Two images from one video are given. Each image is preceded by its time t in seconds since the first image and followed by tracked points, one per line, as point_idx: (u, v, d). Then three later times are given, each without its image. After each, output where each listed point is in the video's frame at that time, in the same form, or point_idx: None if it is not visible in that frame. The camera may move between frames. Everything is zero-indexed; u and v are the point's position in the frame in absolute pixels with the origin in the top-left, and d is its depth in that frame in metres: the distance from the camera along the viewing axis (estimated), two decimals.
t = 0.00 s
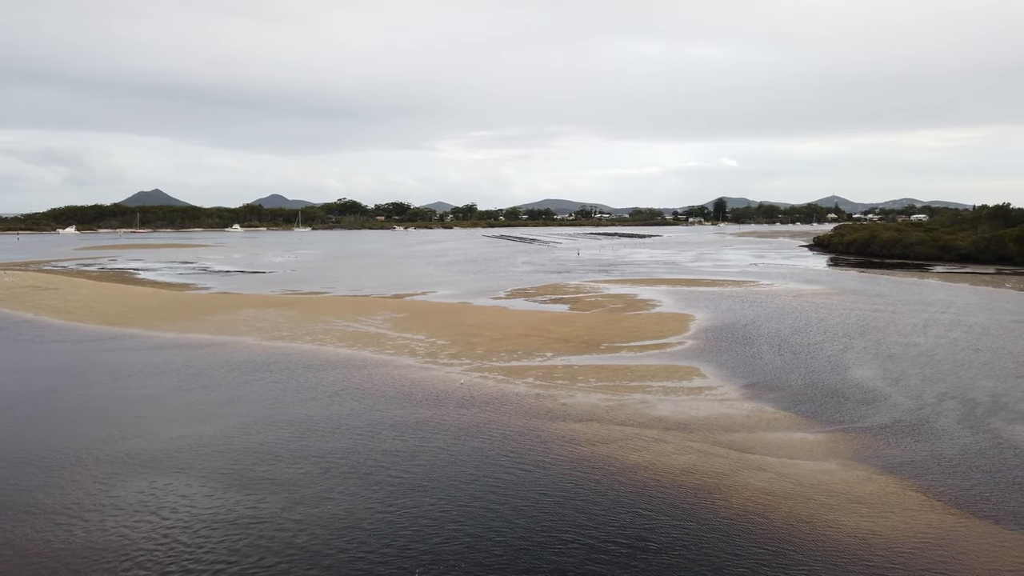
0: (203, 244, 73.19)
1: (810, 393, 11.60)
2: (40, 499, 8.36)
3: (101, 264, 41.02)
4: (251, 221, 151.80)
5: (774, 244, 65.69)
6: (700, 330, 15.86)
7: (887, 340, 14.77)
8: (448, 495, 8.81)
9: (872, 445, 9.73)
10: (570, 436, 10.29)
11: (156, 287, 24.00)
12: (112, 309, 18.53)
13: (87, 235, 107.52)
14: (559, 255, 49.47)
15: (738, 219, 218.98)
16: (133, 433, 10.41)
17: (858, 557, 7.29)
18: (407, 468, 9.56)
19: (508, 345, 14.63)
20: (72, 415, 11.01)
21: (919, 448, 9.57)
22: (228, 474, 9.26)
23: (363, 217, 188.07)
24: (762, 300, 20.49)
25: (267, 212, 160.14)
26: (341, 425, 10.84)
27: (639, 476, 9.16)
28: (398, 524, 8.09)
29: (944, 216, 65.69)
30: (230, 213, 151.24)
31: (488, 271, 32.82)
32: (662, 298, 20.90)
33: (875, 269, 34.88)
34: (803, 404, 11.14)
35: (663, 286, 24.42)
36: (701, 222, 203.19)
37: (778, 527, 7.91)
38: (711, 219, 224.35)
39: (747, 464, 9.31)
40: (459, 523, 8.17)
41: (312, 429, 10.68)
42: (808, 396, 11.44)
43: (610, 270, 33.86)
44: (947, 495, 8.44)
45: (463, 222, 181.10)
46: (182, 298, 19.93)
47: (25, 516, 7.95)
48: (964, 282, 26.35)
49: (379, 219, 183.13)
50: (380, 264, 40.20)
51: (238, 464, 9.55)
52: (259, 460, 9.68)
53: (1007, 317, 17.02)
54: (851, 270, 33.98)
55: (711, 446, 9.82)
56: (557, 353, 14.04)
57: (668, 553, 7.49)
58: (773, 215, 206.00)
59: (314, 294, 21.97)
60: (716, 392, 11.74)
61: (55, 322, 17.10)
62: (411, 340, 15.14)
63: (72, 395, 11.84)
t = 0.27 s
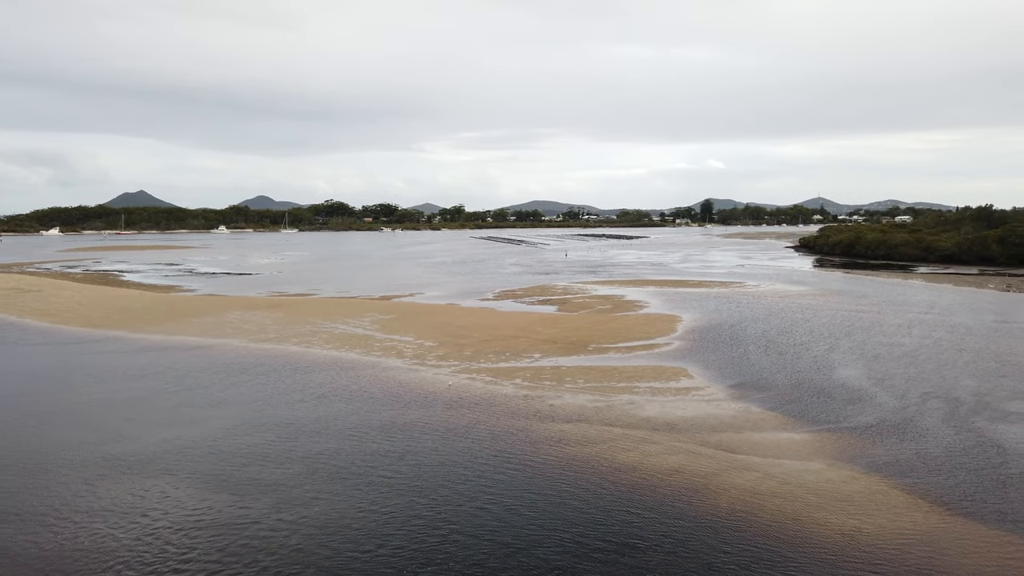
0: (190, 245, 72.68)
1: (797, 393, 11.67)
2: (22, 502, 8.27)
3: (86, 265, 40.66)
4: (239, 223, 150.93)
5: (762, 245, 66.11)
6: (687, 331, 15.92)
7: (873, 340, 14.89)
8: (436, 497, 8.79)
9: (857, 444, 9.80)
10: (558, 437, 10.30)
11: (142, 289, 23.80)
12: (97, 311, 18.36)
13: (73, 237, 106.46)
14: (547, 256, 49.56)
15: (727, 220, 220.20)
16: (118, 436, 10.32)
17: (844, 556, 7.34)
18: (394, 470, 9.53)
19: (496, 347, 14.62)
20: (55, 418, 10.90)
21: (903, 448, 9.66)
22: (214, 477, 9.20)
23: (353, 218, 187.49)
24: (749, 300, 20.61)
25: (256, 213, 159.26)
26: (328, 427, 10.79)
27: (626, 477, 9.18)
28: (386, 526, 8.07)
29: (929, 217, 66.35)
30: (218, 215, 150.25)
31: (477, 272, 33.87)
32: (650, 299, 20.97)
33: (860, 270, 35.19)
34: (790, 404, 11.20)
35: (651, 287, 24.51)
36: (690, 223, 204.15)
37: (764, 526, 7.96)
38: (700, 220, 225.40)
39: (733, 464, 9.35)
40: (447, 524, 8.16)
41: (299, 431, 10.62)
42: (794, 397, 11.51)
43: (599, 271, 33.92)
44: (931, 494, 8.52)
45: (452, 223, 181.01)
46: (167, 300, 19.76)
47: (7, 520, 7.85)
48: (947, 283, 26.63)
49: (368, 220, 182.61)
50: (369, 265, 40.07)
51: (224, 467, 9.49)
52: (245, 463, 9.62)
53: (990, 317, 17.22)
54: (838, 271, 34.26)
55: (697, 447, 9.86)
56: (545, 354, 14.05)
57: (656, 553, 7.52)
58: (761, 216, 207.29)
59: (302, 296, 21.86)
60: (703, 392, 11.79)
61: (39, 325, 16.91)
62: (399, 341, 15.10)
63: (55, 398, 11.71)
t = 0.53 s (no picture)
0: (175, 245, 72.05)
1: (783, 392, 11.75)
2: (6, 504, 8.19)
3: (67, 266, 40.14)
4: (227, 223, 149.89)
5: (749, 245, 66.52)
6: (674, 330, 15.98)
7: (859, 339, 15.00)
8: (424, 496, 8.78)
9: (843, 442, 9.87)
10: (545, 436, 10.31)
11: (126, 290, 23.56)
12: (81, 312, 18.16)
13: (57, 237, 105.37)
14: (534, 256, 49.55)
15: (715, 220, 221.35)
16: (103, 437, 10.22)
17: (831, 553, 7.39)
18: (382, 470, 9.50)
19: (485, 347, 14.60)
20: (39, 419, 10.78)
21: (888, 445, 9.74)
22: (201, 477, 9.14)
23: (341, 218, 186.81)
24: (736, 300, 20.73)
25: (243, 213, 158.28)
26: (315, 427, 10.74)
27: (613, 475, 9.21)
28: (374, 526, 8.04)
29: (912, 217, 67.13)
30: (204, 215, 149.14)
31: (463, 271, 33.75)
32: (637, 299, 21.02)
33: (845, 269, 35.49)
34: (776, 403, 11.27)
35: (638, 287, 24.58)
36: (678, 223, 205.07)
37: (750, 524, 8.01)
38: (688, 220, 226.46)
39: (720, 463, 9.39)
40: (436, 523, 8.15)
41: (286, 431, 10.57)
42: (780, 395, 11.58)
43: (588, 271, 33.99)
44: (915, 491, 8.60)
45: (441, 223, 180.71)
46: (151, 301, 19.59)
47: None
48: (931, 282, 26.90)
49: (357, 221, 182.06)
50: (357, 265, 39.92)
51: (211, 467, 9.43)
52: (232, 463, 9.57)
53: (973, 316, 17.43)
54: (823, 270, 34.56)
55: (684, 446, 9.90)
56: (533, 354, 14.05)
57: (644, 551, 7.54)
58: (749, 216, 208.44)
59: (288, 296, 21.74)
60: (690, 391, 11.83)
61: (21, 326, 16.70)
62: (386, 342, 15.06)
63: (39, 399, 11.59)
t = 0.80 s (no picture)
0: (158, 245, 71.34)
1: (768, 390, 11.81)
2: None
3: (47, 266, 39.53)
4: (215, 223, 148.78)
5: (736, 245, 66.90)
6: (660, 330, 16.03)
7: (844, 338, 15.13)
8: (410, 496, 8.75)
9: (827, 440, 9.94)
10: (532, 436, 10.31)
11: (109, 291, 23.27)
12: (62, 314, 17.92)
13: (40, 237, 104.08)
14: (521, 256, 49.60)
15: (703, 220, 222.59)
16: (85, 438, 10.11)
17: (816, 550, 7.44)
18: (368, 469, 9.47)
19: (471, 347, 14.60)
20: (20, 421, 10.65)
21: (872, 443, 9.82)
22: (186, 478, 9.06)
23: (329, 218, 186.02)
24: (723, 300, 20.84)
25: (229, 214, 157.20)
26: (301, 427, 10.68)
27: (599, 474, 9.22)
28: (360, 526, 8.00)
29: (894, 217, 67.94)
30: (190, 215, 147.95)
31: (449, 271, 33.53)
32: (624, 298, 21.07)
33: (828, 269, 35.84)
34: (761, 402, 11.33)
35: (625, 287, 24.64)
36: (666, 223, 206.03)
37: (736, 521, 8.05)
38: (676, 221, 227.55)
39: (705, 461, 9.43)
40: (422, 522, 8.12)
41: (272, 432, 10.50)
42: (765, 394, 11.65)
43: (576, 272, 34.05)
44: (898, 488, 8.67)
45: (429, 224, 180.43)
46: (134, 302, 19.38)
47: None
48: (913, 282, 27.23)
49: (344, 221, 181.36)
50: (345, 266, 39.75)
51: (196, 468, 9.35)
52: (217, 464, 9.50)
53: (955, 315, 17.63)
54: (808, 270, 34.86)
55: (670, 444, 9.93)
56: (519, 354, 14.05)
57: (631, 549, 7.55)
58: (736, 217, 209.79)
59: (273, 297, 21.59)
60: (676, 390, 11.87)
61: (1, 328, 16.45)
62: (372, 342, 15.01)
63: (20, 401, 11.43)
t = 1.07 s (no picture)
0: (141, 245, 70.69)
1: (752, 389, 11.89)
2: None
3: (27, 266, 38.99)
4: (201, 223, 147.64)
5: (722, 245, 67.29)
6: (645, 329, 16.08)
7: (827, 337, 15.24)
8: (395, 496, 8.73)
9: (810, 438, 10.02)
10: (518, 435, 10.31)
11: (90, 291, 22.98)
12: (43, 315, 17.69)
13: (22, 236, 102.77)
14: (507, 256, 49.62)
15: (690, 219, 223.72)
16: (66, 440, 10.01)
17: (798, 547, 7.51)
18: (352, 470, 9.43)
19: (457, 347, 14.58)
20: None
21: (855, 441, 9.90)
22: (168, 480, 8.98)
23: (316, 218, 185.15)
24: (708, 299, 20.95)
25: (215, 213, 156.06)
26: (284, 429, 10.61)
27: (584, 474, 9.24)
28: (345, 527, 7.96)
29: (876, 216, 68.69)
30: (176, 215, 146.72)
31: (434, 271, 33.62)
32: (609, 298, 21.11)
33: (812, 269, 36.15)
34: (745, 400, 11.40)
35: (611, 286, 24.70)
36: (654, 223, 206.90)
37: (719, 520, 8.09)
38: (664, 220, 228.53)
39: (689, 460, 9.47)
40: (407, 523, 8.10)
41: (255, 433, 10.43)
42: (749, 393, 11.72)
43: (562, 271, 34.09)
44: (880, 486, 8.75)
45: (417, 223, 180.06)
46: (116, 303, 19.16)
47: None
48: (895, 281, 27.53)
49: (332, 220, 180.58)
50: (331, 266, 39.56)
51: (178, 470, 9.27)
52: (200, 465, 9.42)
53: (936, 314, 17.82)
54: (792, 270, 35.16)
55: (655, 443, 9.97)
56: (504, 354, 14.05)
57: (615, 548, 7.58)
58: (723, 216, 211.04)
59: (258, 297, 21.44)
60: (660, 390, 11.91)
61: None
62: (356, 342, 14.95)
63: None
